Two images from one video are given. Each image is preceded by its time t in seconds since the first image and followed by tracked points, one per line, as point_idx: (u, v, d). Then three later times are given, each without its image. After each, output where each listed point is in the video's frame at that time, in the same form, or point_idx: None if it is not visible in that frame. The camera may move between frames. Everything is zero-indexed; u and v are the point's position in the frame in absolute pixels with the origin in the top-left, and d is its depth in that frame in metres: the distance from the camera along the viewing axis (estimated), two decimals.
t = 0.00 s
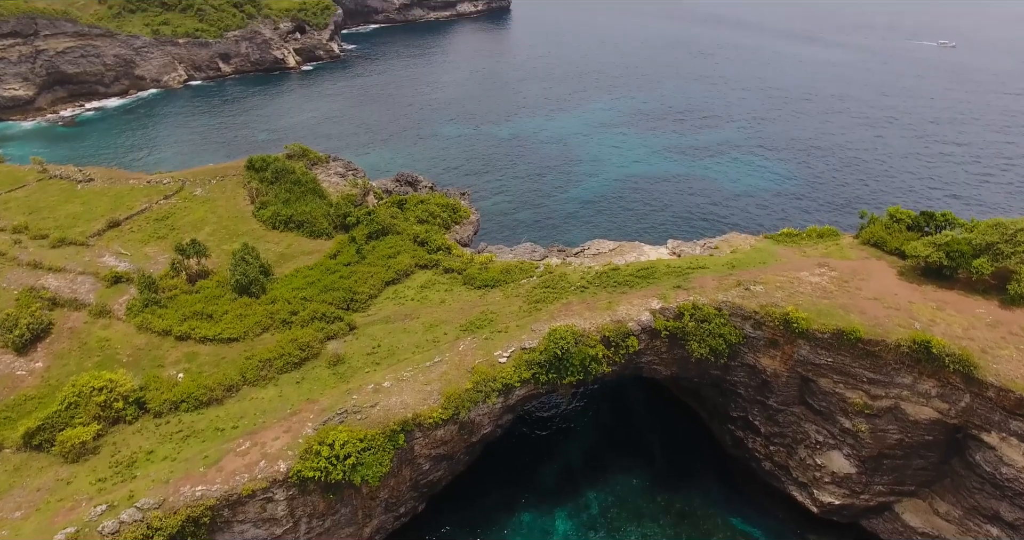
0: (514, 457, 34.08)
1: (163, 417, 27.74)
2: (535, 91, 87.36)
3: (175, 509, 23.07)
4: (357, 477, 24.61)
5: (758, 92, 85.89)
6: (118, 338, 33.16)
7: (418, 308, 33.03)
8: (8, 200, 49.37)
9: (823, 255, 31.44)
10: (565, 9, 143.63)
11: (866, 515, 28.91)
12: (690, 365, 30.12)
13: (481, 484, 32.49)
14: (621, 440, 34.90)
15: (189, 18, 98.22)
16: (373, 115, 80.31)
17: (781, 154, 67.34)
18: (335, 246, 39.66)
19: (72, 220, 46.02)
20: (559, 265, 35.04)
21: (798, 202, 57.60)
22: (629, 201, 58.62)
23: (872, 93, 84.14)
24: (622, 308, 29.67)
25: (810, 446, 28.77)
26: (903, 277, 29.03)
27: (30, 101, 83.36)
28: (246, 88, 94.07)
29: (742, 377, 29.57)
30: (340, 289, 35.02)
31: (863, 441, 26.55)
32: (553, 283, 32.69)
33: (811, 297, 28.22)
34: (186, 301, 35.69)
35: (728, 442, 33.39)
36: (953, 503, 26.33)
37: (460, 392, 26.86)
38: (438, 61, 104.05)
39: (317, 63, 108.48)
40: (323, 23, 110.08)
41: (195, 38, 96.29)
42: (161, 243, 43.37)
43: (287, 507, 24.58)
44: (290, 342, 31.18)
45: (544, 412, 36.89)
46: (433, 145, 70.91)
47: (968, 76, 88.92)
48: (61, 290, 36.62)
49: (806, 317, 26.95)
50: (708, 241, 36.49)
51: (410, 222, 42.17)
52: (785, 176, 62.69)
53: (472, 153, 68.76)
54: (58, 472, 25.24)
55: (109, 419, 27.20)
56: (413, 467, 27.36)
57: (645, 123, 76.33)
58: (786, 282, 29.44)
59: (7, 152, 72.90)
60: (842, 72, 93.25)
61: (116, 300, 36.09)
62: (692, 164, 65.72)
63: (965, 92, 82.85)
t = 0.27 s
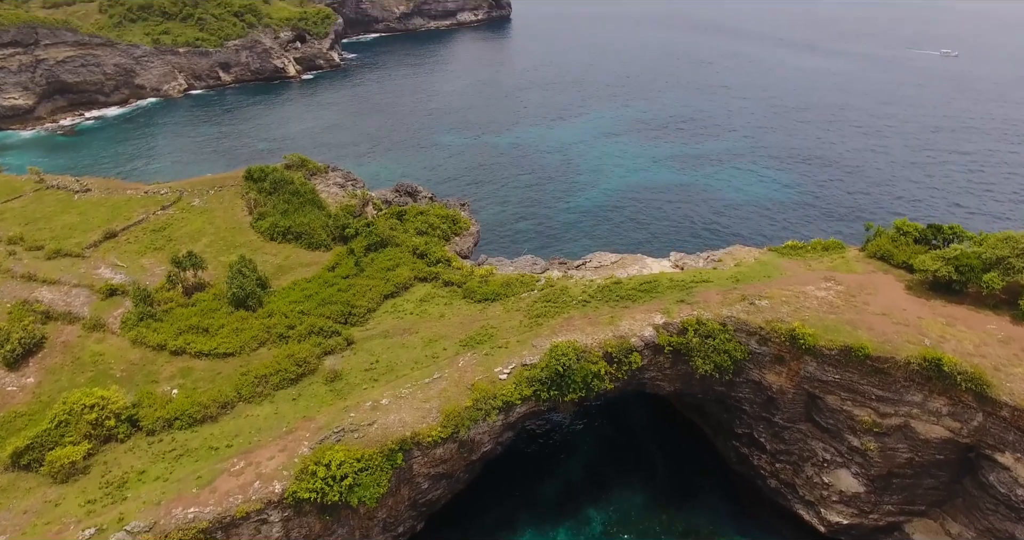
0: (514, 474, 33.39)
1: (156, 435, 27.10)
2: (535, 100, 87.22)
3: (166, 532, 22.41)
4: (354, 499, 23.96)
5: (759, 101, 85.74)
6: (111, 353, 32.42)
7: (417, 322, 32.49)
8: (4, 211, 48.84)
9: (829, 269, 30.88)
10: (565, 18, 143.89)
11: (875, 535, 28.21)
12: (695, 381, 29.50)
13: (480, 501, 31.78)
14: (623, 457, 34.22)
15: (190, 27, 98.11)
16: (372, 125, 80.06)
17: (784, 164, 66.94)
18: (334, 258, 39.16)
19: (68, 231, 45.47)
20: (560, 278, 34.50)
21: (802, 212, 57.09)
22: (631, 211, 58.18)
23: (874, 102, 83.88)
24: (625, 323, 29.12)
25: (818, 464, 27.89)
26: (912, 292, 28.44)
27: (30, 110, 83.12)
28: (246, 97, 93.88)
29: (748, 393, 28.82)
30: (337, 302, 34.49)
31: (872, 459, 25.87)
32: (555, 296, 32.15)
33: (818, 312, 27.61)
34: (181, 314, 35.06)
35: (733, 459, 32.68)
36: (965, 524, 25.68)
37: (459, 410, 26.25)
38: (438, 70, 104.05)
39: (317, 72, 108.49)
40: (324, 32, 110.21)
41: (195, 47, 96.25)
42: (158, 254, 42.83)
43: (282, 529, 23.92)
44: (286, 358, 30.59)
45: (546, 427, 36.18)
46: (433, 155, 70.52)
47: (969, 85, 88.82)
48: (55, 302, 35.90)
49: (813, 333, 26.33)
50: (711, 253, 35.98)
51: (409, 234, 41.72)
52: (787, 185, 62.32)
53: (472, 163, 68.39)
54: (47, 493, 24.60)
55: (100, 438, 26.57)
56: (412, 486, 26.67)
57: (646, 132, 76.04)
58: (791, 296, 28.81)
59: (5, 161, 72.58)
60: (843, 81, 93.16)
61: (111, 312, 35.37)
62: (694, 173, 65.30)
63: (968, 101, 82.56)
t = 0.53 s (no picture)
0: (514, 494, 32.45)
1: (147, 457, 26.37)
2: (536, 111, 87.02)
3: None
4: (350, 525, 23.14)
5: (759, 111, 85.56)
6: (104, 371, 31.66)
7: (416, 339, 31.85)
8: None
9: (836, 285, 30.25)
10: (565, 29, 144.28)
11: None
12: (699, 401, 28.84)
13: (478, 523, 30.79)
14: (627, 477, 33.33)
15: (190, 38, 98.08)
16: (372, 136, 79.78)
17: (786, 175, 66.52)
18: (332, 273, 38.58)
19: (63, 244, 44.88)
20: (562, 294, 33.91)
21: (805, 224, 56.54)
22: (632, 222, 57.65)
23: (875, 113, 83.64)
24: (628, 342, 28.50)
25: (826, 485, 27.08)
26: (923, 309, 27.76)
27: (29, 121, 82.89)
28: (246, 108, 93.69)
29: (754, 413, 28.04)
30: (335, 318, 33.86)
31: (883, 482, 25.12)
32: (556, 313, 31.54)
33: (826, 330, 26.93)
34: (176, 330, 34.32)
35: (739, 480, 31.94)
36: None
37: (459, 431, 25.54)
38: (438, 81, 104.07)
39: (318, 83, 108.50)
40: (324, 43, 110.46)
41: (195, 58, 96.10)
42: (154, 268, 42.22)
43: None
44: (282, 376, 29.88)
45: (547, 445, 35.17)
46: (433, 166, 70.12)
47: (970, 96, 88.71)
48: (47, 318, 35.15)
49: (822, 352, 25.63)
50: (715, 268, 35.43)
51: (408, 248, 41.19)
52: (789, 197, 61.85)
53: (472, 174, 67.99)
54: (33, 519, 23.83)
55: (90, 460, 25.84)
56: (409, 510, 25.85)
57: (647, 143, 75.73)
58: (798, 314, 28.13)
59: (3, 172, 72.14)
60: (843, 92, 93.01)
61: (104, 328, 34.64)
62: (696, 185, 64.76)
63: (970, 112, 82.29)
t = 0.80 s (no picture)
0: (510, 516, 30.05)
1: (137, 480, 25.58)
2: (536, 122, 86.75)
3: None
4: None
5: (761, 122, 85.33)
6: (95, 389, 30.92)
7: (414, 357, 31.17)
8: None
9: (844, 301, 29.57)
10: (565, 39, 144.52)
11: None
12: (705, 421, 28.06)
13: None
14: (629, 496, 31.07)
15: (190, 48, 98.00)
16: (372, 146, 79.43)
17: (788, 186, 66.02)
18: (329, 287, 37.95)
19: (58, 257, 44.26)
20: (564, 310, 33.26)
21: (809, 236, 55.92)
22: (634, 234, 57.07)
23: (877, 124, 83.33)
24: (632, 360, 27.80)
25: (836, 508, 26.24)
26: (934, 327, 27.05)
27: (29, 131, 82.64)
28: (245, 119, 93.42)
29: (761, 433, 27.25)
30: (332, 335, 33.19)
31: (896, 506, 24.33)
32: (558, 330, 30.87)
33: (835, 349, 26.24)
34: (170, 347, 33.54)
35: (746, 500, 30.20)
36: None
37: (459, 453, 24.80)
38: (439, 91, 103.97)
39: (318, 93, 108.42)
40: (324, 53, 110.54)
41: (195, 68, 95.78)
42: (149, 282, 41.57)
43: None
44: (277, 395, 29.13)
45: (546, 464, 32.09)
46: (433, 178, 69.66)
47: (972, 107, 88.45)
48: (39, 334, 34.41)
49: (832, 373, 24.92)
50: (719, 283, 34.80)
51: (407, 261, 40.60)
52: (792, 208, 61.31)
53: (472, 185, 67.54)
54: None
55: (77, 484, 25.05)
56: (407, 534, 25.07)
57: (648, 154, 75.38)
58: (806, 332, 27.45)
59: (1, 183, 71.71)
60: (845, 102, 92.85)
61: (97, 344, 33.88)
62: (698, 196, 64.28)
63: (972, 123, 81.94)
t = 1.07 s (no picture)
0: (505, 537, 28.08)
1: (128, 500, 24.91)
2: (537, 131, 86.54)
3: None
4: None
5: (762, 131, 85.11)
6: (87, 404, 30.26)
7: (413, 372, 30.59)
8: None
9: (852, 315, 29.03)
10: (566, 48, 144.68)
11: None
12: (710, 438, 27.40)
13: None
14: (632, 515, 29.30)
15: (190, 57, 97.98)
16: (372, 155, 79.12)
17: (791, 196, 65.60)
18: (327, 300, 37.41)
19: (53, 268, 43.75)
20: (565, 324, 32.72)
21: (812, 246, 55.42)
22: (636, 244, 56.55)
23: (879, 133, 83.09)
24: (635, 376, 27.22)
25: (845, 529, 25.46)
26: (945, 342, 26.48)
27: (28, 140, 82.44)
28: (245, 128, 93.19)
29: (767, 451, 26.54)
30: (330, 349, 32.61)
31: (908, 528, 23.62)
32: (560, 345, 30.30)
33: (843, 365, 25.67)
34: (164, 361, 32.90)
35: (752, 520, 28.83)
36: None
37: (458, 473, 24.16)
38: (439, 100, 103.87)
39: (318, 102, 108.34)
40: (324, 62, 110.59)
41: (195, 77, 95.78)
42: (144, 293, 40.99)
43: None
44: (273, 412, 28.49)
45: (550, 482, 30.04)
46: (433, 187, 69.21)
47: (973, 116, 88.25)
48: (32, 348, 33.87)
49: (840, 391, 24.33)
50: (723, 296, 34.30)
51: (406, 273, 40.10)
52: (795, 218, 60.85)
53: (472, 195, 67.13)
54: None
55: (66, 505, 24.37)
56: None
57: (649, 164, 75.08)
58: (813, 347, 26.89)
59: None
60: (846, 111, 92.70)
61: (91, 358, 33.24)
62: (699, 206, 63.86)
63: (974, 132, 81.67)
